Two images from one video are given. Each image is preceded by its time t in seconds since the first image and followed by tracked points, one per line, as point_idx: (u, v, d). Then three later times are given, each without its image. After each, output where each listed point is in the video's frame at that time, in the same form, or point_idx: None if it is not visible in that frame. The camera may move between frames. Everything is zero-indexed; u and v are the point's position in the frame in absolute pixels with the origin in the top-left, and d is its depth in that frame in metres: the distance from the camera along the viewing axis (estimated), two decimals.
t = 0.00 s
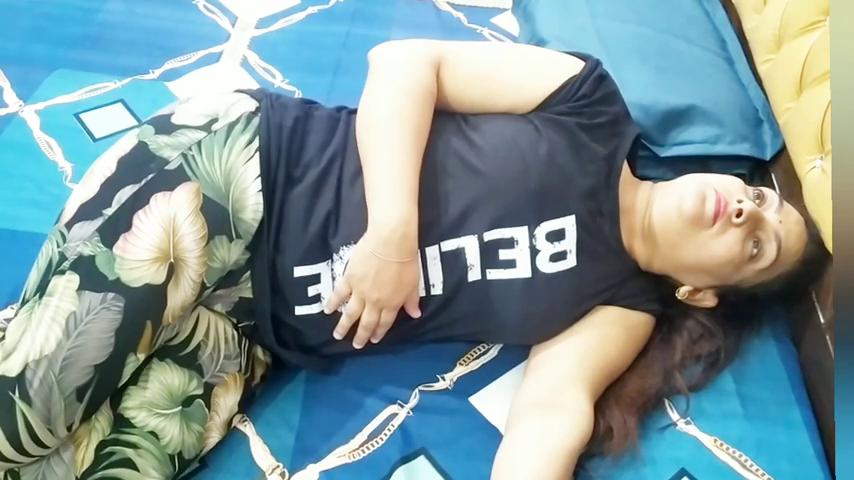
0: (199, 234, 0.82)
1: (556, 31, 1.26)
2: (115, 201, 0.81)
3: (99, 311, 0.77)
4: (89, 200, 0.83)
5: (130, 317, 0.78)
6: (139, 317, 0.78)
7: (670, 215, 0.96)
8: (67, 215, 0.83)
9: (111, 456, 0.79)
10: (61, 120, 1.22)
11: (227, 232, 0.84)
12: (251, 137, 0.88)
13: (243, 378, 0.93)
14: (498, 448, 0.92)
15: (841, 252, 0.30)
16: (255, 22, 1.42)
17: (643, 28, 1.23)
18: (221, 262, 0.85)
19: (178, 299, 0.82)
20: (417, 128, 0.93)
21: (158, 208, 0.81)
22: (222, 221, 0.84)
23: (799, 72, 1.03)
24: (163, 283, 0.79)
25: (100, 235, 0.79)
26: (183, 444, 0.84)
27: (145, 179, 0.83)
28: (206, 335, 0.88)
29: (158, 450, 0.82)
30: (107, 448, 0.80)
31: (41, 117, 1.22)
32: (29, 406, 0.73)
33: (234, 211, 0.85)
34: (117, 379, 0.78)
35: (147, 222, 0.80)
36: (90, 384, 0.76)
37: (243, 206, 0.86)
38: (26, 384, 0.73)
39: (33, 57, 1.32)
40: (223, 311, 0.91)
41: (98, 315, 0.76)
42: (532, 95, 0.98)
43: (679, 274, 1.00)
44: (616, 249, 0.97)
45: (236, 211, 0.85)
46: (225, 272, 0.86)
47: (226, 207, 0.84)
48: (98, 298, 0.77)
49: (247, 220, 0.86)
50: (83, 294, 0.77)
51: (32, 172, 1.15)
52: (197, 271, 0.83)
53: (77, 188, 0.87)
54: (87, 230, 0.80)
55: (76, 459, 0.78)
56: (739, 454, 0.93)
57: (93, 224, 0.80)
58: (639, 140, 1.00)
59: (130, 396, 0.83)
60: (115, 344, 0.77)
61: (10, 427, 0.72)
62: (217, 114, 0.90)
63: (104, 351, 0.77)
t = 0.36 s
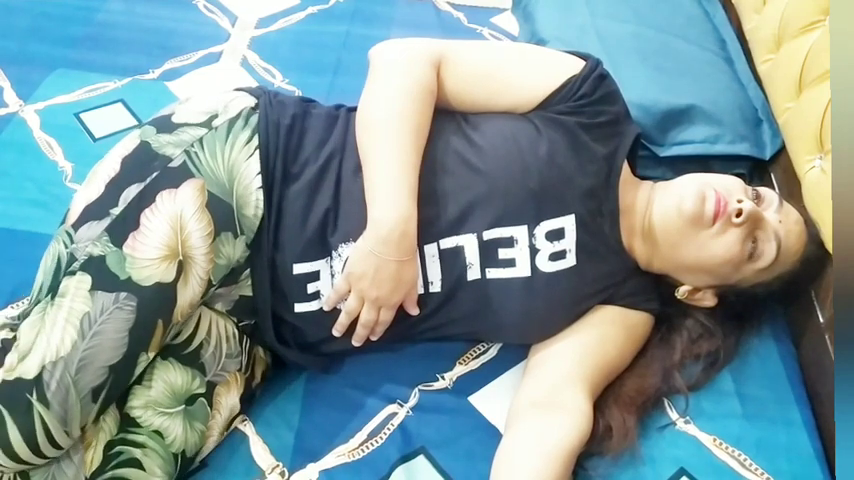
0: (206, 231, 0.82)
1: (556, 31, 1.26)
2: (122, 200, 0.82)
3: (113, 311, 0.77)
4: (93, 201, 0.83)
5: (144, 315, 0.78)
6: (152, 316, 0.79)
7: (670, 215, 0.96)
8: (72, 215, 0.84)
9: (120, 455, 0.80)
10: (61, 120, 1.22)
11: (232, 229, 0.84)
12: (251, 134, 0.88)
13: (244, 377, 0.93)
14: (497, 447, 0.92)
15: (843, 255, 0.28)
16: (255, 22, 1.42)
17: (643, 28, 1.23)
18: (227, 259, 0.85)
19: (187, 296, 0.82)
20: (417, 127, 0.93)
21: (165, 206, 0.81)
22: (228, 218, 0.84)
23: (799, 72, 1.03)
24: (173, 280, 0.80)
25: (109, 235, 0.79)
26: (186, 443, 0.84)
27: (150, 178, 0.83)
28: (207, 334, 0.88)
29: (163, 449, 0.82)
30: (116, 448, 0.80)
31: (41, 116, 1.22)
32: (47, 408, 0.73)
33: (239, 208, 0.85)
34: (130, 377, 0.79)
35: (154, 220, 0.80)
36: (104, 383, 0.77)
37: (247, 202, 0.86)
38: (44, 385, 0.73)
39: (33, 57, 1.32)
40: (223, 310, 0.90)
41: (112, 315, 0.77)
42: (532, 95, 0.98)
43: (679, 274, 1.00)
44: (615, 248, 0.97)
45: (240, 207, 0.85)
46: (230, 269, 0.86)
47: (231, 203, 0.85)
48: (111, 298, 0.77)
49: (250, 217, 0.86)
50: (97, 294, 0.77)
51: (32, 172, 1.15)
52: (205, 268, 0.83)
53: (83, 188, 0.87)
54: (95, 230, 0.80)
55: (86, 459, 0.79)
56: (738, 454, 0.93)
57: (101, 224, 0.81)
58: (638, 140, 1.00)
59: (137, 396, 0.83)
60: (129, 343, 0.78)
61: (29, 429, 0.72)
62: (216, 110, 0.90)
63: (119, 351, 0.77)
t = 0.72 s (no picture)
0: (217, 234, 0.82)
1: (556, 31, 1.26)
2: (133, 205, 0.82)
3: (133, 319, 0.77)
4: (104, 206, 0.83)
5: (163, 322, 0.78)
6: (171, 322, 0.79)
7: (669, 214, 0.96)
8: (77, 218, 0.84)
9: (127, 461, 0.81)
10: (62, 119, 1.22)
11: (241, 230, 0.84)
12: (255, 135, 0.88)
13: (248, 378, 0.93)
14: (497, 446, 0.92)
15: (843, 255, 0.28)
16: (255, 22, 1.42)
17: (643, 28, 1.23)
18: (237, 260, 0.85)
19: (202, 300, 0.82)
20: (417, 126, 0.93)
21: (176, 210, 0.81)
22: (238, 219, 0.84)
23: (799, 71, 1.03)
24: (189, 285, 0.80)
25: (123, 242, 0.79)
26: (191, 447, 0.84)
27: (158, 182, 0.83)
28: (211, 337, 0.88)
29: (170, 453, 0.83)
30: (124, 453, 0.81)
31: (41, 116, 1.22)
32: (74, 418, 0.74)
33: (247, 208, 0.85)
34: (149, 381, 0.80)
35: (167, 225, 0.80)
36: (127, 391, 0.78)
37: (254, 203, 0.86)
38: (71, 397, 0.74)
39: (33, 57, 1.32)
40: (228, 312, 0.90)
41: (132, 324, 0.77)
42: (532, 94, 0.98)
43: (679, 274, 1.00)
44: (615, 248, 0.97)
45: (248, 207, 0.86)
46: (240, 269, 0.87)
47: (240, 205, 0.85)
48: (131, 306, 0.77)
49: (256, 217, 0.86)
50: (116, 302, 0.77)
51: (32, 172, 1.15)
52: (217, 271, 0.83)
53: (88, 192, 0.86)
54: (109, 236, 0.80)
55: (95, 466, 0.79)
56: (738, 453, 0.93)
57: (114, 231, 0.80)
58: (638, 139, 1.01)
59: (145, 401, 0.82)
60: (150, 350, 0.78)
61: (56, 440, 0.74)
62: (218, 111, 0.90)
63: (140, 358, 0.78)
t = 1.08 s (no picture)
0: (224, 235, 0.82)
1: (555, 31, 1.26)
2: (140, 208, 0.82)
3: (144, 323, 0.78)
4: (110, 209, 0.83)
5: (173, 324, 0.79)
6: (180, 325, 0.80)
7: (669, 214, 0.96)
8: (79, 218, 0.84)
9: (134, 463, 0.81)
10: (62, 119, 1.22)
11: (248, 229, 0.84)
12: (258, 135, 0.88)
13: (250, 379, 0.94)
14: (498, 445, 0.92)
15: (842, 254, 0.28)
16: (255, 22, 1.42)
17: (643, 28, 1.23)
18: (243, 261, 0.85)
19: (210, 301, 0.82)
20: (417, 126, 0.93)
21: (183, 212, 0.81)
22: (243, 219, 0.84)
23: (799, 71, 1.04)
24: (197, 287, 0.81)
25: (131, 245, 0.80)
26: (195, 447, 0.85)
27: (164, 184, 0.83)
28: (215, 336, 0.88)
29: (174, 454, 0.83)
30: (130, 455, 0.81)
31: (42, 116, 1.22)
32: (90, 422, 0.75)
33: (251, 208, 0.85)
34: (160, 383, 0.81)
35: (174, 227, 0.81)
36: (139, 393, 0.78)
37: (258, 204, 0.86)
38: (85, 401, 0.75)
39: (33, 56, 1.33)
40: (229, 312, 0.91)
41: (143, 327, 0.78)
42: (532, 94, 0.98)
43: (679, 274, 1.00)
44: (615, 247, 0.97)
45: (253, 208, 0.86)
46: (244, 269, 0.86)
47: (245, 205, 0.85)
48: (141, 310, 0.78)
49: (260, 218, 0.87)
50: (127, 306, 0.78)
51: (33, 172, 1.15)
52: (224, 272, 0.83)
53: (92, 194, 0.86)
54: (116, 240, 0.81)
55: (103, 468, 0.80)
56: (737, 452, 0.93)
57: (121, 234, 0.81)
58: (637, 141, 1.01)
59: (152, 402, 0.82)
60: (161, 353, 0.79)
61: (73, 445, 0.75)
62: (221, 111, 0.90)
63: (152, 361, 0.78)
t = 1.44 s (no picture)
0: (238, 237, 0.82)
1: (556, 31, 1.26)
2: (153, 213, 0.81)
3: (168, 330, 0.78)
4: (121, 216, 0.81)
5: (196, 330, 0.79)
6: (201, 330, 0.80)
7: (670, 214, 0.96)
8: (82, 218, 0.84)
9: (143, 470, 0.83)
10: (64, 119, 1.22)
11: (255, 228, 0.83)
12: (264, 136, 0.89)
13: (257, 381, 0.94)
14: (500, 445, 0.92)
15: (843, 254, 0.28)
16: (256, 22, 1.42)
17: (643, 28, 1.23)
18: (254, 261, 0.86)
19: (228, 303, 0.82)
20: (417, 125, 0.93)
21: (197, 216, 0.81)
22: (255, 220, 0.84)
23: (799, 71, 1.04)
24: (215, 291, 0.81)
25: (149, 252, 0.79)
26: (203, 453, 0.87)
27: (176, 188, 0.82)
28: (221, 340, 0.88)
29: (182, 461, 0.85)
30: (140, 463, 0.83)
31: (44, 116, 1.22)
32: (124, 431, 0.75)
33: (262, 208, 0.86)
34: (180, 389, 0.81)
35: (190, 232, 0.80)
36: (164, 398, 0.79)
37: (267, 205, 0.86)
38: (119, 411, 0.75)
39: (34, 56, 1.33)
40: (234, 313, 0.90)
41: (167, 334, 0.78)
42: (532, 93, 0.99)
43: (679, 273, 1.00)
44: (616, 247, 0.97)
45: (262, 208, 0.86)
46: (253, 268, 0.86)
47: (256, 206, 0.85)
48: (165, 316, 0.78)
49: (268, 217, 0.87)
50: (150, 313, 0.77)
51: (34, 172, 1.15)
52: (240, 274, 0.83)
53: (101, 195, 0.84)
54: (133, 246, 0.79)
55: None
56: (739, 452, 0.94)
57: (137, 240, 0.80)
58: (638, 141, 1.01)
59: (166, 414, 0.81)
60: (185, 358, 0.79)
61: (110, 455, 0.74)
62: (225, 112, 0.90)
63: (177, 366, 0.79)
